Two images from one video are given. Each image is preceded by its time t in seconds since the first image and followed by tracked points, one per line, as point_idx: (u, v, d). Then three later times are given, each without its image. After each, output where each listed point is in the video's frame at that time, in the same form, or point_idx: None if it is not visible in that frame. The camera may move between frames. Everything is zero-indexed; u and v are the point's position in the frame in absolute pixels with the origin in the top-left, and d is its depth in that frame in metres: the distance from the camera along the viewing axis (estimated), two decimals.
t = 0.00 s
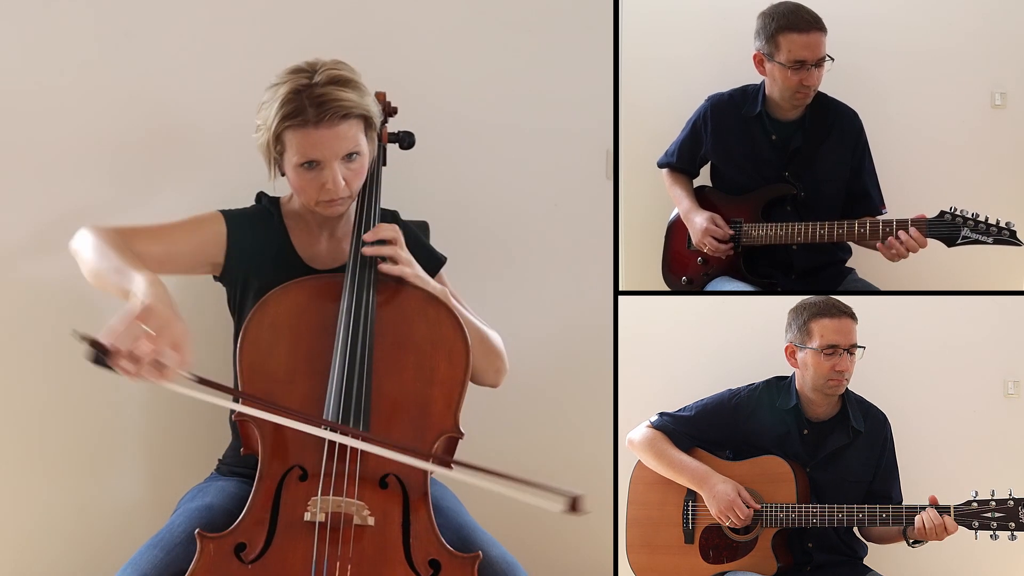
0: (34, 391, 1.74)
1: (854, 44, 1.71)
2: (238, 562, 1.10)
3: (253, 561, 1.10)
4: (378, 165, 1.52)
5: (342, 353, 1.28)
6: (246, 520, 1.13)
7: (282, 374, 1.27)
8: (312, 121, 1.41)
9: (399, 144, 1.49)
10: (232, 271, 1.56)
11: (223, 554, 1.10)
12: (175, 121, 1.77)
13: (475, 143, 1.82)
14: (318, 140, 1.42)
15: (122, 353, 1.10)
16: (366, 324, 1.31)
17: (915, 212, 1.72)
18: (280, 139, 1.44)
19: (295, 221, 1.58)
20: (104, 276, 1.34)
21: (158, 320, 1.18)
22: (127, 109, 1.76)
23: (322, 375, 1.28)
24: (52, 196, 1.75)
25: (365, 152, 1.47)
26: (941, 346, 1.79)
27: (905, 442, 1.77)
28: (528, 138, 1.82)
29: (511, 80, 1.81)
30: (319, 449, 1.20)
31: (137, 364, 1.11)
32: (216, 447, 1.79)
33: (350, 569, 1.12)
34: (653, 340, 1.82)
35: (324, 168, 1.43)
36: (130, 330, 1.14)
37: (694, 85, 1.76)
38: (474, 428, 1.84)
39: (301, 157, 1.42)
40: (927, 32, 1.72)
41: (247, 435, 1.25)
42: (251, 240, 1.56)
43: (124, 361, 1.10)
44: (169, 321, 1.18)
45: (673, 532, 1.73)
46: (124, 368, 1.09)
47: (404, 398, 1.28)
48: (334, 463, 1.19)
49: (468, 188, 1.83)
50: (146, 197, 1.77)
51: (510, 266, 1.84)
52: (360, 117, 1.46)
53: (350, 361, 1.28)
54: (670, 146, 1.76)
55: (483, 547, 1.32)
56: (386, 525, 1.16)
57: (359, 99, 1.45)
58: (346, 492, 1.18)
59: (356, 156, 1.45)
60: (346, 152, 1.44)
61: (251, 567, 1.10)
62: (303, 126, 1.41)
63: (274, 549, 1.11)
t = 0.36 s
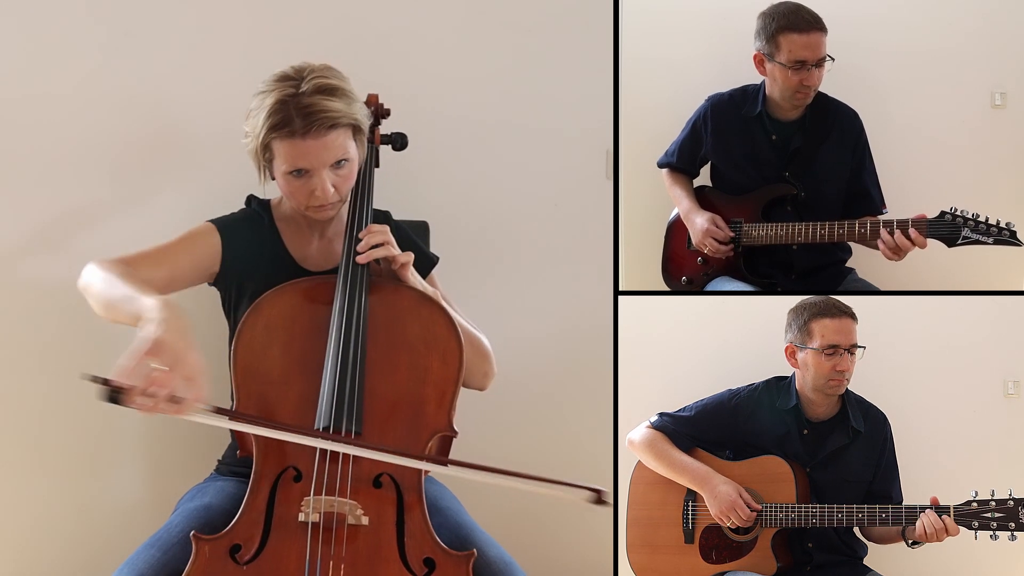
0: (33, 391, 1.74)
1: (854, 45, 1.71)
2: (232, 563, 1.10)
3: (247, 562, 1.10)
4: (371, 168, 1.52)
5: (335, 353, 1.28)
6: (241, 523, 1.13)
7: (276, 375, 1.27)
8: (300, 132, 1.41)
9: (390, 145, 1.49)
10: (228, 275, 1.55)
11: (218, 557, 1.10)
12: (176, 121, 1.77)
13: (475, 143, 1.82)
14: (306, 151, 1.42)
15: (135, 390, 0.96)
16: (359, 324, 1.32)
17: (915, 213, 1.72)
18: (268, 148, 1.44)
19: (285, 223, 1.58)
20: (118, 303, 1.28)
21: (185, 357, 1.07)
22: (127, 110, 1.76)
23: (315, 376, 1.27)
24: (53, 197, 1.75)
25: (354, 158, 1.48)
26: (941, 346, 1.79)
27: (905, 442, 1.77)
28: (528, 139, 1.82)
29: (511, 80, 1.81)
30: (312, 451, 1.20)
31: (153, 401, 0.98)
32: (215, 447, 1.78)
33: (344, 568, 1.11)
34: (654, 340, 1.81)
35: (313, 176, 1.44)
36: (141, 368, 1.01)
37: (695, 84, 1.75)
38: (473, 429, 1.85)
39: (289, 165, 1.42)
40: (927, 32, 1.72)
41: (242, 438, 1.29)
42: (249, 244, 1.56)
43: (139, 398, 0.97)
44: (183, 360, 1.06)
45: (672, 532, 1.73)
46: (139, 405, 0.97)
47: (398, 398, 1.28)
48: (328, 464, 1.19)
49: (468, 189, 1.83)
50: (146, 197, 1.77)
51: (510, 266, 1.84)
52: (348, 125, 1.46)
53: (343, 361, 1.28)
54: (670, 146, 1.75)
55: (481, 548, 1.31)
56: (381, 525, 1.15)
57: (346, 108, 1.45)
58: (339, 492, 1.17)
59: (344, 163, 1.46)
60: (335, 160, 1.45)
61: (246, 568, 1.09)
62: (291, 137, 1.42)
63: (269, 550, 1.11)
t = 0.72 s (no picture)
0: (32, 391, 1.75)
1: (854, 45, 1.72)
2: (228, 564, 1.12)
3: (243, 562, 1.12)
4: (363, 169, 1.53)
5: (327, 354, 1.29)
6: (236, 521, 1.14)
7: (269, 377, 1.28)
8: (285, 118, 1.58)
9: (385, 146, 1.54)
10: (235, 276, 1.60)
11: (213, 557, 1.12)
12: (174, 121, 1.76)
13: (474, 143, 1.81)
14: (291, 137, 1.57)
15: (233, 406, 1.20)
16: (352, 324, 1.33)
17: (915, 213, 1.72)
18: (256, 138, 1.60)
19: (276, 221, 1.63)
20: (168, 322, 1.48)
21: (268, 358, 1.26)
22: (127, 109, 1.76)
23: (308, 376, 1.29)
24: (55, 196, 1.76)
25: (340, 148, 1.58)
26: (941, 346, 1.78)
27: (905, 442, 1.77)
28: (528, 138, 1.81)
29: (511, 80, 1.81)
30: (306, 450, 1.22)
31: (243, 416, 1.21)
32: (214, 447, 1.77)
33: (339, 566, 1.15)
34: (653, 341, 1.82)
35: (299, 164, 1.57)
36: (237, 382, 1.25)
37: (695, 82, 1.77)
38: (472, 429, 1.81)
39: (277, 154, 1.57)
40: (927, 32, 1.73)
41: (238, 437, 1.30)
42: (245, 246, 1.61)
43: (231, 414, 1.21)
44: (276, 362, 1.26)
45: (672, 532, 1.73)
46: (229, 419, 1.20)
47: (392, 397, 1.30)
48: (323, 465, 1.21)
49: (466, 188, 1.82)
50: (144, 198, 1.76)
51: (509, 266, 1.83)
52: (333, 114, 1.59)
53: (335, 362, 1.29)
54: (670, 146, 1.77)
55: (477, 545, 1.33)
56: (375, 523, 1.18)
57: (331, 97, 1.60)
58: (333, 491, 1.20)
59: (330, 153, 1.58)
60: (321, 149, 1.57)
61: (241, 568, 1.11)
62: (277, 124, 1.58)
63: (263, 551, 1.13)
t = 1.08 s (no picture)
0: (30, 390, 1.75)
1: (853, 45, 1.72)
2: (208, 566, 1.10)
3: (223, 565, 1.10)
4: (335, 160, 1.45)
5: (298, 352, 1.26)
6: (213, 527, 1.12)
7: (244, 378, 1.27)
8: (252, 98, 1.47)
9: (358, 135, 1.41)
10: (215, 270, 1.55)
11: (194, 561, 1.10)
12: (175, 120, 1.77)
13: (475, 142, 1.82)
14: (259, 117, 1.47)
15: (84, 393, 1.11)
16: (323, 318, 1.30)
17: (914, 212, 1.73)
18: (226, 124, 1.49)
19: (257, 221, 1.56)
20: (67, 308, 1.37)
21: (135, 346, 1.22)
22: (129, 108, 1.77)
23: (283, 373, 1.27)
24: (58, 194, 1.77)
25: (310, 131, 1.49)
26: (941, 345, 1.78)
27: (905, 442, 1.77)
28: (528, 138, 1.82)
29: (511, 79, 1.81)
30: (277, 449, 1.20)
31: (99, 400, 1.12)
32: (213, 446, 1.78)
33: (314, 565, 1.12)
34: (652, 341, 1.82)
35: (270, 146, 1.47)
36: (88, 366, 1.16)
37: (692, 87, 1.77)
38: (473, 428, 1.84)
39: (247, 136, 1.46)
40: (927, 32, 1.73)
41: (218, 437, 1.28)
42: (223, 246, 1.55)
43: (86, 398, 1.11)
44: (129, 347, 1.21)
45: (672, 532, 1.73)
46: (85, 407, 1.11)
47: (367, 389, 1.26)
48: (296, 462, 1.18)
49: (467, 187, 1.83)
50: (147, 197, 1.77)
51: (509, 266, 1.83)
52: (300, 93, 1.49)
53: (307, 359, 1.26)
54: (670, 146, 1.76)
55: (464, 537, 1.30)
56: (351, 519, 1.14)
57: (299, 75, 1.49)
58: (305, 490, 1.16)
59: (300, 134, 1.48)
60: (289, 130, 1.47)
61: (221, 571, 1.10)
62: (244, 105, 1.47)
63: (241, 551, 1.11)
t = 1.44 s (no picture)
0: (30, 389, 1.75)
1: (854, 45, 1.71)
2: (201, 567, 1.10)
3: (216, 566, 1.10)
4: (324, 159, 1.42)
5: (289, 352, 1.26)
6: (207, 528, 1.13)
7: (236, 380, 1.27)
8: (236, 97, 1.46)
9: (347, 135, 1.38)
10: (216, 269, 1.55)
11: (187, 563, 1.10)
12: (175, 120, 1.77)
13: (476, 143, 1.82)
14: (244, 116, 1.46)
15: None
16: (313, 317, 1.29)
17: (915, 212, 1.72)
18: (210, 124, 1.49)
19: (243, 222, 1.54)
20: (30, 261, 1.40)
21: None
22: (128, 107, 1.77)
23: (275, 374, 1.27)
24: (55, 193, 1.77)
25: (294, 129, 1.51)
26: (940, 345, 1.79)
27: (905, 442, 1.77)
28: (528, 138, 1.82)
29: (511, 79, 1.81)
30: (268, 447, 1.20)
31: None
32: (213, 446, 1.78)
33: (306, 565, 1.11)
34: (654, 341, 1.81)
35: (254, 144, 1.47)
36: None
37: (694, 82, 1.74)
38: (473, 428, 1.85)
39: (231, 135, 1.46)
40: (927, 32, 1.72)
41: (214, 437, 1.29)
42: (218, 247, 1.53)
43: None
44: None
45: (673, 532, 1.73)
46: None
47: (358, 388, 1.26)
48: (288, 462, 1.18)
49: (467, 188, 1.83)
50: (147, 196, 1.77)
51: (509, 266, 1.84)
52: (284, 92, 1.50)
53: (297, 360, 1.26)
54: (670, 146, 1.73)
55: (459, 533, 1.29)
56: (344, 518, 1.14)
57: (282, 74, 1.50)
58: (296, 490, 1.16)
59: (285, 133, 1.49)
60: (273, 128, 1.48)
61: (214, 571, 1.10)
62: (229, 104, 1.46)
63: (234, 551, 1.12)
